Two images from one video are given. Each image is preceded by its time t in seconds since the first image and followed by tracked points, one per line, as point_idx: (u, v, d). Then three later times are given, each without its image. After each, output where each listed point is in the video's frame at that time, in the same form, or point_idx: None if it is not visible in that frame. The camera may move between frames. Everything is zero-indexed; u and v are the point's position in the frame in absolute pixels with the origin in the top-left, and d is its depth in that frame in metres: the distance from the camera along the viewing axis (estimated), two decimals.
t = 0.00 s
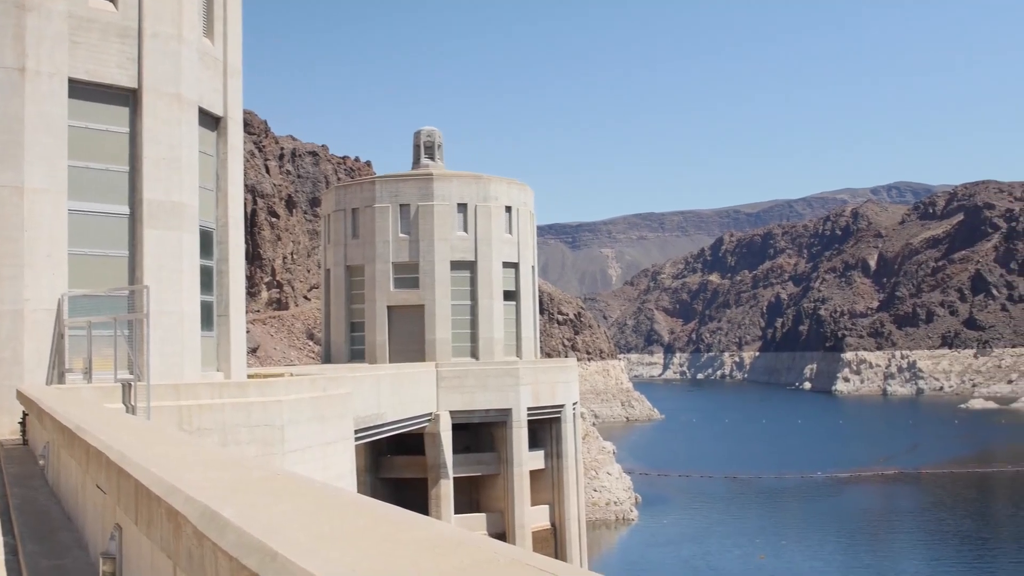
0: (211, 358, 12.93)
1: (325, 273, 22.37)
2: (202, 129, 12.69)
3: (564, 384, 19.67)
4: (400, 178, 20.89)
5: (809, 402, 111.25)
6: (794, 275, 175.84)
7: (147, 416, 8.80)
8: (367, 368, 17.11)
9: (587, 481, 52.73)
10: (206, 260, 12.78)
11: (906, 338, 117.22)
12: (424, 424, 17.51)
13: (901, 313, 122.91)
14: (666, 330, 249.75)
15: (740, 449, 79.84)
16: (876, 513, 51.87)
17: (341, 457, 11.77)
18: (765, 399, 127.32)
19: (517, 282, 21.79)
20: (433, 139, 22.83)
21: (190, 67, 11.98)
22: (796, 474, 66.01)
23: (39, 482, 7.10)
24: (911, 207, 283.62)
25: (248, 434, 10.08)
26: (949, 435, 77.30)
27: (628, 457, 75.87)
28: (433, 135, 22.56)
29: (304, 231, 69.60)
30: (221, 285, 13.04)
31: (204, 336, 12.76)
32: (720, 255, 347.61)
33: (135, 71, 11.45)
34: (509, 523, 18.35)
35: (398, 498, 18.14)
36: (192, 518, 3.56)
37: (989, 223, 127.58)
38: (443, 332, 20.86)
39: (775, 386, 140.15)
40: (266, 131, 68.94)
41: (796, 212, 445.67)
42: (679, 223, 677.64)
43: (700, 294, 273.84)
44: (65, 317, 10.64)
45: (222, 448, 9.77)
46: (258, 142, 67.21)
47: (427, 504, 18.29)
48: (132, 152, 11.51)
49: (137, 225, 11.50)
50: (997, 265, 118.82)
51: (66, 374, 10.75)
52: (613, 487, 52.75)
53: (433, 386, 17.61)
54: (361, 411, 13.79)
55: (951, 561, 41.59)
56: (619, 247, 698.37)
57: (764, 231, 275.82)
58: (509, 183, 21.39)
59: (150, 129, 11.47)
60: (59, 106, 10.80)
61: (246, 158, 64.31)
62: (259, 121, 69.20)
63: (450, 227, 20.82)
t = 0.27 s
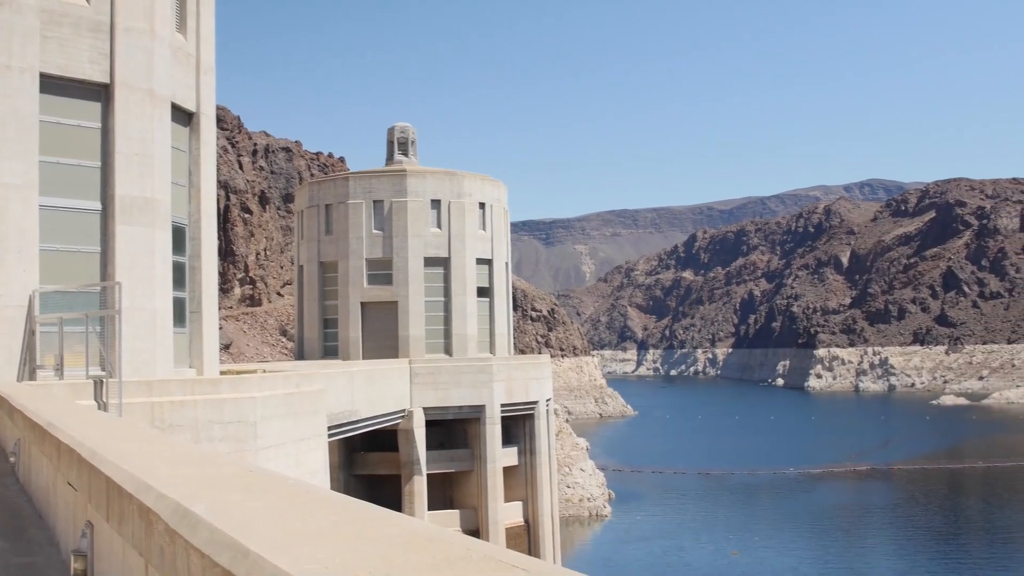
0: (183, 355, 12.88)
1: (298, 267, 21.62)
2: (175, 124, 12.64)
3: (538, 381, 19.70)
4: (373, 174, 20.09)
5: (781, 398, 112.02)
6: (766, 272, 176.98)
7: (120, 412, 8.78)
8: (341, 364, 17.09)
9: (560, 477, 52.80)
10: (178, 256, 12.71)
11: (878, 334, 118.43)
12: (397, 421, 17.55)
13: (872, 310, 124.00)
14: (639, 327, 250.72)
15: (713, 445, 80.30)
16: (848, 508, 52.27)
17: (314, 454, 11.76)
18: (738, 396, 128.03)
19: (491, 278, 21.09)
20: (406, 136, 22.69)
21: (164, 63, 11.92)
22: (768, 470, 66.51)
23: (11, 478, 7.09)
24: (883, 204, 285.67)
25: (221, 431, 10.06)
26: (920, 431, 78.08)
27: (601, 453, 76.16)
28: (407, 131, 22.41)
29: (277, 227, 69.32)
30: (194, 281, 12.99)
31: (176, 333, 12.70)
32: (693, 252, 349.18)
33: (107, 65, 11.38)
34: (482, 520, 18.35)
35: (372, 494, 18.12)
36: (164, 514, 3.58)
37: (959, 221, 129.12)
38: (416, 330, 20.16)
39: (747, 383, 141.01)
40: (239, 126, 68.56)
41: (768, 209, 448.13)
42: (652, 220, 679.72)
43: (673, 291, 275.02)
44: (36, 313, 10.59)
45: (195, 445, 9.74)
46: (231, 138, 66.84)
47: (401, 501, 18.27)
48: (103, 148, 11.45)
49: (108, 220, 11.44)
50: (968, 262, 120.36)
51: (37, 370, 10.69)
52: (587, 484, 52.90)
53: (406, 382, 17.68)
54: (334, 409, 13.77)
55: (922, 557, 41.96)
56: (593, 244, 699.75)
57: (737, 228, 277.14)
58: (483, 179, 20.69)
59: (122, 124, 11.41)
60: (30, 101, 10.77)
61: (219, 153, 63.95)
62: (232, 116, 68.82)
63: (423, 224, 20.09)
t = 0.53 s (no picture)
0: (155, 352, 12.80)
1: (272, 264, 21.09)
2: (147, 120, 12.59)
3: (510, 378, 19.70)
4: (345, 170, 19.61)
5: (753, 394, 112.64)
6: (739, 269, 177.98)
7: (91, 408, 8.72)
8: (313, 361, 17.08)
9: (533, 473, 52.79)
10: (150, 252, 12.67)
11: (850, 331, 119.37)
12: (370, 416, 17.60)
13: (844, 307, 124.99)
14: (612, 323, 251.48)
15: (685, 440, 80.59)
16: (820, 504, 52.59)
17: (286, 451, 11.74)
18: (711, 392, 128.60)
19: (465, 275, 20.66)
20: (380, 132, 22.43)
21: (135, 57, 11.85)
22: (740, 466, 66.92)
23: None
24: (855, 201, 287.45)
25: (192, 428, 10.01)
26: (892, 427, 78.80)
27: (575, 449, 76.37)
28: (380, 128, 22.20)
29: (250, 223, 68.94)
30: (166, 277, 12.92)
31: (148, 329, 12.64)
32: (666, 249, 350.57)
33: (78, 60, 11.30)
34: (455, 516, 18.34)
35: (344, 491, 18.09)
36: (135, 512, 3.60)
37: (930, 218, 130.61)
38: (390, 326, 19.68)
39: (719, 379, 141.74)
40: (211, 122, 68.08)
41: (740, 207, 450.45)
42: (625, 216, 680.96)
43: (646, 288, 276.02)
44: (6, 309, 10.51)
45: (166, 441, 9.69)
46: (204, 133, 66.38)
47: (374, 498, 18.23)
48: (74, 143, 11.38)
49: (80, 216, 11.37)
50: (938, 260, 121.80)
51: (8, 367, 10.61)
52: (560, 480, 53.02)
53: (379, 378, 17.74)
54: (306, 405, 13.72)
55: (892, 552, 42.24)
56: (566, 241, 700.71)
57: (710, 224, 277.88)
58: (456, 175, 20.23)
59: (94, 119, 11.34)
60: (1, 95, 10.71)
61: (191, 149, 63.50)
62: (204, 111, 68.33)
63: (396, 220, 19.63)
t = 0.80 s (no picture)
0: (128, 347, 12.74)
1: (245, 259, 20.85)
2: (119, 113, 12.51)
3: (484, 372, 19.67)
4: (319, 164, 19.41)
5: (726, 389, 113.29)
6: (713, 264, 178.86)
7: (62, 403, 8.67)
8: (288, 355, 17.04)
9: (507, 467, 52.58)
10: (122, 246, 12.61)
11: (822, 326, 120.29)
12: (344, 411, 17.63)
13: (817, 302, 126.01)
14: (586, 318, 251.97)
15: (659, 435, 80.96)
16: (793, 498, 52.96)
17: (260, 445, 11.73)
18: (684, 386, 129.13)
19: (439, 269, 20.42)
20: (354, 126, 22.16)
21: (107, 50, 11.77)
22: (713, 460, 67.36)
23: None
24: (827, 196, 289.11)
25: (164, 422, 9.96)
26: (864, 421, 79.53)
27: (549, 444, 76.54)
28: (354, 122, 21.97)
29: (223, 217, 68.54)
30: (138, 271, 12.86)
31: (120, 324, 12.58)
32: (640, 244, 351.71)
33: (49, 53, 11.22)
34: (429, 510, 18.35)
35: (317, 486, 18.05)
36: (107, 508, 3.62)
37: (903, 213, 132.34)
38: (364, 319, 19.43)
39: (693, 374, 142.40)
40: (184, 115, 67.56)
41: (713, 202, 452.51)
42: (599, 211, 681.69)
43: (620, 283, 276.90)
44: None
45: (140, 436, 9.68)
46: (176, 127, 65.88)
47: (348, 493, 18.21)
48: (46, 137, 11.31)
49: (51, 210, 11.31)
50: (910, 255, 123.38)
51: None
52: (533, 474, 53.09)
53: (352, 373, 17.74)
54: (280, 399, 13.71)
55: (864, 545, 42.63)
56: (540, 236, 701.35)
57: (684, 219, 278.63)
58: (430, 170, 20.02)
59: (66, 112, 11.26)
60: None
61: (164, 142, 63.02)
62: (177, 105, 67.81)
63: (370, 214, 19.42)
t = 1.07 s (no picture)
0: (100, 342, 12.69)
1: (217, 254, 20.70)
2: (92, 107, 12.45)
3: (458, 365, 19.62)
4: (293, 158, 19.28)
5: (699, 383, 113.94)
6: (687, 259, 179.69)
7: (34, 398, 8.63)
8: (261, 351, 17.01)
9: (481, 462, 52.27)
10: (94, 241, 12.54)
11: (795, 321, 121.10)
12: (318, 406, 17.67)
13: (791, 297, 126.95)
14: (560, 313, 252.30)
15: (633, 429, 81.28)
16: (766, 492, 53.27)
17: (234, 439, 11.72)
18: (658, 381, 129.57)
19: (413, 263, 20.31)
20: (327, 121, 22.01)
21: (79, 42, 11.70)
22: (686, 455, 67.75)
23: None
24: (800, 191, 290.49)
25: (136, 417, 9.91)
26: (837, 416, 80.15)
27: (523, 439, 76.70)
28: (328, 116, 21.79)
29: (196, 211, 68.21)
30: (111, 266, 12.80)
31: (92, 318, 12.53)
32: (614, 238, 352.27)
33: (21, 45, 11.17)
34: (403, 504, 18.32)
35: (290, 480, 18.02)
36: (81, 507, 3.65)
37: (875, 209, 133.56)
38: (337, 314, 19.40)
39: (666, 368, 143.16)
40: (156, 109, 67.08)
41: (687, 197, 453.81)
42: (574, 206, 681.99)
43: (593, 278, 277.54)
44: None
45: (111, 431, 9.64)
46: (149, 121, 65.40)
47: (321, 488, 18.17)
48: (17, 131, 11.26)
49: (23, 203, 11.24)
50: (883, 250, 124.67)
51: None
52: (507, 469, 53.18)
53: (326, 368, 17.74)
54: (253, 393, 13.72)
55: (837, 539, 42.97)
56: (514, 231, 700.88)
57: (657, 214, 279.19)
58: (403, 164, 19.91)
59: (37, 105, 11.20)
60: None
61: (136, 136, 62.52)
62: (149, 98, 67.33)
63: (343, 208, 19.32)
